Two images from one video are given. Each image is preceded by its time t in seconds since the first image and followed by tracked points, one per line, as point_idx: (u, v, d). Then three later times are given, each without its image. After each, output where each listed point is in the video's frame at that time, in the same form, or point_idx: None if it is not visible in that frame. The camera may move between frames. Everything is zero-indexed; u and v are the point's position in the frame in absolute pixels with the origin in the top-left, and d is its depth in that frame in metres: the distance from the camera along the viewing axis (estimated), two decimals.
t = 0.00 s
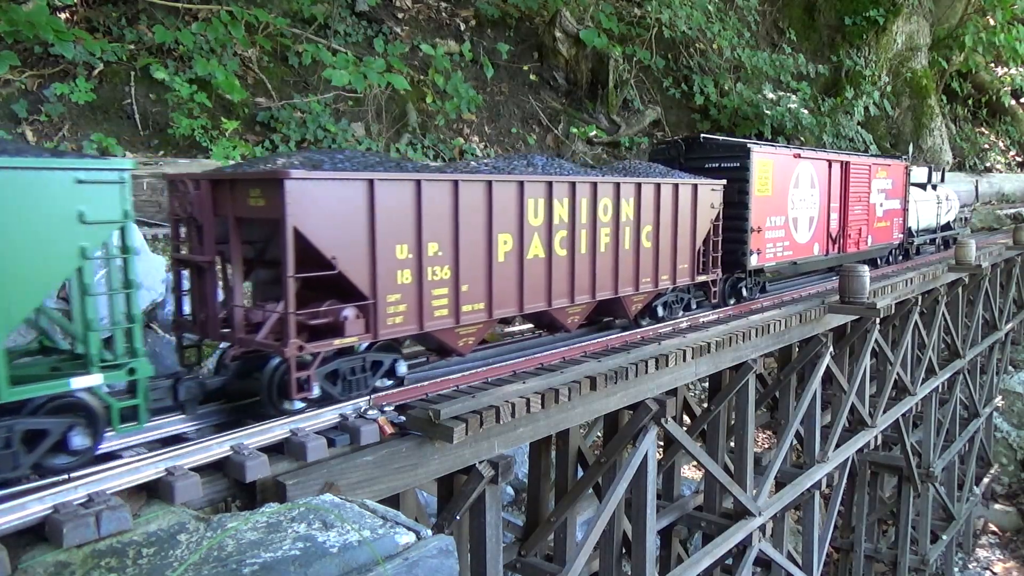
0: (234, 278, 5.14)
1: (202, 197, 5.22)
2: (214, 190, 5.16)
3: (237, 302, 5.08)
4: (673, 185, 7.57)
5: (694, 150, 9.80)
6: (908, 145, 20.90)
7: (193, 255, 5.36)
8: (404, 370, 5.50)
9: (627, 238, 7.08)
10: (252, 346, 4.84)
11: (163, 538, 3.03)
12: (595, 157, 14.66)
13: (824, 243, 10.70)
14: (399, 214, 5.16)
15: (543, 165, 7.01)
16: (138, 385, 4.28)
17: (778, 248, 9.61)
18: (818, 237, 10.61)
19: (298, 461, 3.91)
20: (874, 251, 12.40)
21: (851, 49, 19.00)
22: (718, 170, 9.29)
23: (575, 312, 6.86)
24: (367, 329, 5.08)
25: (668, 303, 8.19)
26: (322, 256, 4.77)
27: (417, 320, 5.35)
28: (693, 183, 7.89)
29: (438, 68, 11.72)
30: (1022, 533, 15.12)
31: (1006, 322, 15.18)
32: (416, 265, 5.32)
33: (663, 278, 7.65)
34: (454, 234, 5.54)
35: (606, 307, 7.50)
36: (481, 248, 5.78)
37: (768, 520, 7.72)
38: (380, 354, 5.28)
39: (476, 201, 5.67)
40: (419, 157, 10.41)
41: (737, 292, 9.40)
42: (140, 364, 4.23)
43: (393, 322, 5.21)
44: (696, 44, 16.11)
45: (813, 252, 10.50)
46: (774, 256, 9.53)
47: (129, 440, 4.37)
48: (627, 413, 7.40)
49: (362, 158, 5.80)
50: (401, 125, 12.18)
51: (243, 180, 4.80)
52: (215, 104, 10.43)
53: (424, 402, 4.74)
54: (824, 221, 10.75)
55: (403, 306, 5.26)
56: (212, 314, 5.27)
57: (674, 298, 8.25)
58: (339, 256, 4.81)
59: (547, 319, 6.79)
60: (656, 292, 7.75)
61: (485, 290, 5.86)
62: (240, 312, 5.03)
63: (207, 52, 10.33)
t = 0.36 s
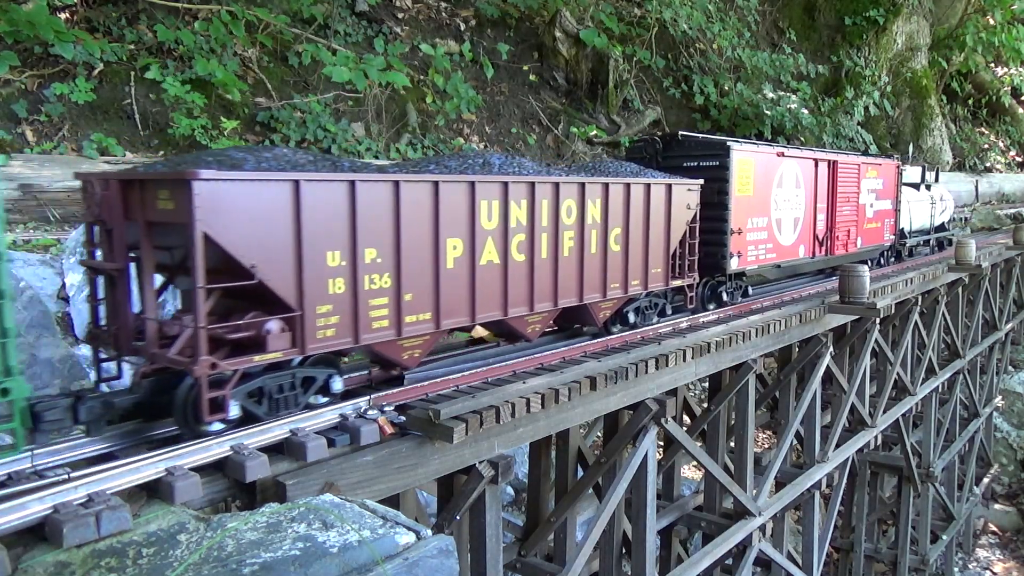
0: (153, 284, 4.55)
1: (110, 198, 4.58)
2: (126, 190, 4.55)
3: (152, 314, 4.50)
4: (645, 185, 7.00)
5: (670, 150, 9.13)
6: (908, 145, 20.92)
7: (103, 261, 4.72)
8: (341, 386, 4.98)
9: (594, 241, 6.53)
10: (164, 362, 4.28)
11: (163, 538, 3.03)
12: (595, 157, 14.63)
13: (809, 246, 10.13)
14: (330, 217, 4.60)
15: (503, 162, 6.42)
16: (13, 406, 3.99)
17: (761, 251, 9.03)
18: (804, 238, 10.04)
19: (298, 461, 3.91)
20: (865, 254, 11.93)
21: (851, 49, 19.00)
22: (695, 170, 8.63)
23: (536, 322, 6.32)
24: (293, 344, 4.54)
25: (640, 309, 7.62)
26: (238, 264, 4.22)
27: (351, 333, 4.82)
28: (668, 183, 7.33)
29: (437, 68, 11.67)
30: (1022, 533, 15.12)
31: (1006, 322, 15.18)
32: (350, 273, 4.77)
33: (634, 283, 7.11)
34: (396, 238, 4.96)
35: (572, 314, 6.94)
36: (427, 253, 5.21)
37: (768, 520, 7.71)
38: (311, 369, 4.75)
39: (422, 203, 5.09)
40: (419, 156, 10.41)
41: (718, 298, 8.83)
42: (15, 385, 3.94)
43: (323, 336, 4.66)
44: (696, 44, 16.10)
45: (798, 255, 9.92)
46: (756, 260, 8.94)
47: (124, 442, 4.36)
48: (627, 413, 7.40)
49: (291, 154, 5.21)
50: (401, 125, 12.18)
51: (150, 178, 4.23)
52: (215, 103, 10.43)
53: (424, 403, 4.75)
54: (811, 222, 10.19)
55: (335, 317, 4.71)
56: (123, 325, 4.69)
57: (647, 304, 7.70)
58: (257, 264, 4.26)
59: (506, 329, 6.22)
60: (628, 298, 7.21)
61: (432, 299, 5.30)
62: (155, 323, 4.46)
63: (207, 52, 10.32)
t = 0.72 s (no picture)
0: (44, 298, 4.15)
1: None
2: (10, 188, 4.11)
3: (43, 328, 4.10)
4: (613, 184, 6.59)
5: (650, 147, 8.73)
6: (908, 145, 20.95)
7: None
8: (265, 405, 4.58)
9: (555, 244, 6.13)
10: (55, 382, 3.86)
11: (163, 538, 3.03)
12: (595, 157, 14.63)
13: (793, 248, 9.80)
14: (247, 221, 4.18)
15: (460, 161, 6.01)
16: None
17: (740, 253, 8.69)
18: (788, 240, 9.71)
19: (297, 461, 3.91)
20: (853, 255, 11.65)
21: (851, 50, 19.00)
22: (673, 168, 8.23)
23: (489, 331, 5.92)
24: (203, 361, 4.12)
25: (608, 315, 7.23)
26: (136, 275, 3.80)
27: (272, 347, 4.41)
28: (638, 182, 6.93)
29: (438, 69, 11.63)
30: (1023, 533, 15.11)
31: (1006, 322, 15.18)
32: (270, 283, 4.35)
33: (599, 289, 6.72)
34: (325, 243, 4.55)
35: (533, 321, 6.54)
36: (363, 259, 4.79)
37: (768, 520, 7.71)
38: (229, 389, 4.36)
39: (354, 206, 4.68)
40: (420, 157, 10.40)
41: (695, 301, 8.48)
42: None
43: (239, 351, 4.26)
44: (696, 44, 16.09)
45: (781, 257, 9.59)
46: (735, 264, 8.61)
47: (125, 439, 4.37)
48: (627, 413, 7.40)
49: (214, 152, 4.79)
50: (401, 125, 12.20)
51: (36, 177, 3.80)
52: (215, 104, 10.43)
53: (424, 403, 4.75)
54: (795, 223, 9.85)
55: (253, 331, 4.30)
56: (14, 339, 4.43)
57: (616, 310, 7.30)
58: (158, 274, 3.84)
59: (457, 338, 5.82)
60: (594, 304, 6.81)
61: (369, 310, 4.88)
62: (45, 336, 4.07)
63: (208, 52, 10.30)
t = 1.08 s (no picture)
0: None
1: None
2: None
3: None
4: (575, 185, 6.35)
5: (623, 144, 8.44)
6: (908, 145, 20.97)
7: None
8: (173, 428, 4.33)
9: (509, 248, 5.85)
10: None
11: (163, 538, 3.03)
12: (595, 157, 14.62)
13: (777, 250, 9.53)
14: (144, 227, 3.86)
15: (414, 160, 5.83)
16: None
17: (718, 256, 8.43)
18: (772, 242, 9.43)
19: (297, 461, 3.91)
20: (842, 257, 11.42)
21: (851, 49, 19.00)
22: (648, 167, 7.97)
23: (438, 342, 5.61)
24: (94, 380, 3.83)
25: (573, 322, 6.98)
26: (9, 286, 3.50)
27: (178, 363, 4.11)
28: (605, 183, 6.68)
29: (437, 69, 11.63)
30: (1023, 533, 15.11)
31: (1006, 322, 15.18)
32: (175, 294, 4.04)
33: (561, 295, 6.46)
34: (241, 249, 4.25)
35: (490, 330, 6.30)
36: (285, 266, 4.48)
37: (768, 520, 7.71)
38: (131, 410, 4.10)
39: (276, 209, 4.37)
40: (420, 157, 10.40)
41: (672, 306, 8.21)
42: None
43: (138, 368, 3.96)
44: (696, 44, 16.08)
45: (765, 260, 9.32)
46: (713, 266, 8.36)
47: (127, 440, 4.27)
48: (627, 413, 7.40)
49: (133, 156, 4.66)
50: (401, 125, 12.20)
51: None
52: (215, 104, 10.44)
53: (424, 403, 4.75)
54: (779, 224, 9.58)
55: (154, 346, 4.00)
56: None
57: (582, 317, 7.09)
58: (37, 284, 3.54)
59: (400, 348, 5.53)
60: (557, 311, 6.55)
61: (294, 321, 4.58)
62: None
63: (207, 52, 10.28)
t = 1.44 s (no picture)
0: None
1: None
2: None
3: None
4: (535, 185, 6.04)
5: (594, 142, 8.32)
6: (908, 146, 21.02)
7: None
8: (66, 455, 3.83)
9: (460, 252, 5.53)
10: None
11: (164, 538, 3.03)
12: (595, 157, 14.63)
13: (760, 253, 9.33)
14: (23, 229, 3.47)
15: (357, 155, 5.70)
16: None
17: (696, 259, 8.24)
18: (754, 244, 9.22)
19: (297, 461, 3.90)
20: (828, 259, 11.28)
21: (851, 50, 19.02)
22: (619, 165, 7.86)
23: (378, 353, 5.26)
24: None
25: (536, 330, 6.70)
26: None
27: (66, 382, 3.69)
28: (569, 182, 6.40)
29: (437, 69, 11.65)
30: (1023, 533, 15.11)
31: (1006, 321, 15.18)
32: (60, 306, 3.64)
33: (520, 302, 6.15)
34: (141, 256, 3.88)
35: (442, 339, 5.97)
36: (194, 275, 4.10)
37: (768, 520, 7.71)
38: (15, 435, 3.63)
39: (184, 213, 4.01)
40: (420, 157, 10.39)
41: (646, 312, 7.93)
42: None
43: (18, 389, 3.53)
44: (696, 44, 16.07)
45: (748, 263, 9.12)
46: (690, 270, 8.17)
47: (129, 439, 4.09)
48: (627, 413, 7.40)
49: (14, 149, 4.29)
50: (401, 125, 12.22)
51: None
52: (215, 104, 10.44)
53: (424, 403, 4.75)
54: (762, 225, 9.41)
55: (35, 365, 3.58)
56: None
57: (546, 324, 6.80)
58: None
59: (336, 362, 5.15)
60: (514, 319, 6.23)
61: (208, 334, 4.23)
62: None
63: (207, 52, 10.26)
